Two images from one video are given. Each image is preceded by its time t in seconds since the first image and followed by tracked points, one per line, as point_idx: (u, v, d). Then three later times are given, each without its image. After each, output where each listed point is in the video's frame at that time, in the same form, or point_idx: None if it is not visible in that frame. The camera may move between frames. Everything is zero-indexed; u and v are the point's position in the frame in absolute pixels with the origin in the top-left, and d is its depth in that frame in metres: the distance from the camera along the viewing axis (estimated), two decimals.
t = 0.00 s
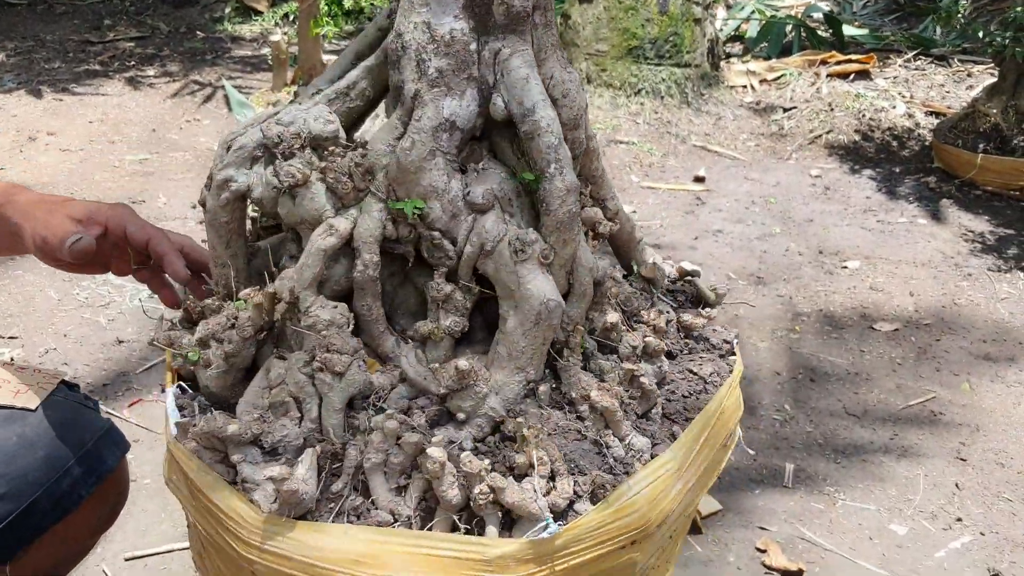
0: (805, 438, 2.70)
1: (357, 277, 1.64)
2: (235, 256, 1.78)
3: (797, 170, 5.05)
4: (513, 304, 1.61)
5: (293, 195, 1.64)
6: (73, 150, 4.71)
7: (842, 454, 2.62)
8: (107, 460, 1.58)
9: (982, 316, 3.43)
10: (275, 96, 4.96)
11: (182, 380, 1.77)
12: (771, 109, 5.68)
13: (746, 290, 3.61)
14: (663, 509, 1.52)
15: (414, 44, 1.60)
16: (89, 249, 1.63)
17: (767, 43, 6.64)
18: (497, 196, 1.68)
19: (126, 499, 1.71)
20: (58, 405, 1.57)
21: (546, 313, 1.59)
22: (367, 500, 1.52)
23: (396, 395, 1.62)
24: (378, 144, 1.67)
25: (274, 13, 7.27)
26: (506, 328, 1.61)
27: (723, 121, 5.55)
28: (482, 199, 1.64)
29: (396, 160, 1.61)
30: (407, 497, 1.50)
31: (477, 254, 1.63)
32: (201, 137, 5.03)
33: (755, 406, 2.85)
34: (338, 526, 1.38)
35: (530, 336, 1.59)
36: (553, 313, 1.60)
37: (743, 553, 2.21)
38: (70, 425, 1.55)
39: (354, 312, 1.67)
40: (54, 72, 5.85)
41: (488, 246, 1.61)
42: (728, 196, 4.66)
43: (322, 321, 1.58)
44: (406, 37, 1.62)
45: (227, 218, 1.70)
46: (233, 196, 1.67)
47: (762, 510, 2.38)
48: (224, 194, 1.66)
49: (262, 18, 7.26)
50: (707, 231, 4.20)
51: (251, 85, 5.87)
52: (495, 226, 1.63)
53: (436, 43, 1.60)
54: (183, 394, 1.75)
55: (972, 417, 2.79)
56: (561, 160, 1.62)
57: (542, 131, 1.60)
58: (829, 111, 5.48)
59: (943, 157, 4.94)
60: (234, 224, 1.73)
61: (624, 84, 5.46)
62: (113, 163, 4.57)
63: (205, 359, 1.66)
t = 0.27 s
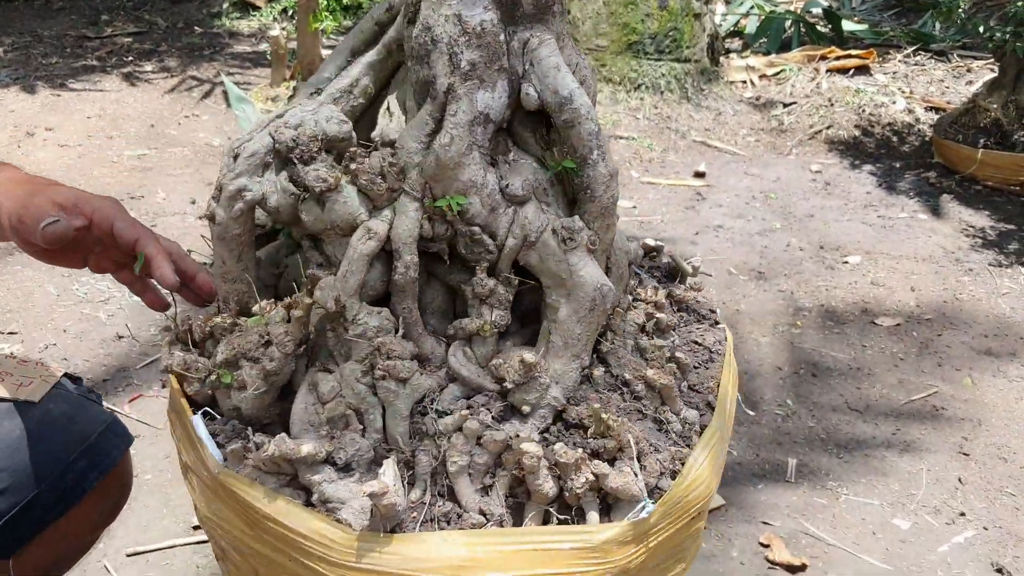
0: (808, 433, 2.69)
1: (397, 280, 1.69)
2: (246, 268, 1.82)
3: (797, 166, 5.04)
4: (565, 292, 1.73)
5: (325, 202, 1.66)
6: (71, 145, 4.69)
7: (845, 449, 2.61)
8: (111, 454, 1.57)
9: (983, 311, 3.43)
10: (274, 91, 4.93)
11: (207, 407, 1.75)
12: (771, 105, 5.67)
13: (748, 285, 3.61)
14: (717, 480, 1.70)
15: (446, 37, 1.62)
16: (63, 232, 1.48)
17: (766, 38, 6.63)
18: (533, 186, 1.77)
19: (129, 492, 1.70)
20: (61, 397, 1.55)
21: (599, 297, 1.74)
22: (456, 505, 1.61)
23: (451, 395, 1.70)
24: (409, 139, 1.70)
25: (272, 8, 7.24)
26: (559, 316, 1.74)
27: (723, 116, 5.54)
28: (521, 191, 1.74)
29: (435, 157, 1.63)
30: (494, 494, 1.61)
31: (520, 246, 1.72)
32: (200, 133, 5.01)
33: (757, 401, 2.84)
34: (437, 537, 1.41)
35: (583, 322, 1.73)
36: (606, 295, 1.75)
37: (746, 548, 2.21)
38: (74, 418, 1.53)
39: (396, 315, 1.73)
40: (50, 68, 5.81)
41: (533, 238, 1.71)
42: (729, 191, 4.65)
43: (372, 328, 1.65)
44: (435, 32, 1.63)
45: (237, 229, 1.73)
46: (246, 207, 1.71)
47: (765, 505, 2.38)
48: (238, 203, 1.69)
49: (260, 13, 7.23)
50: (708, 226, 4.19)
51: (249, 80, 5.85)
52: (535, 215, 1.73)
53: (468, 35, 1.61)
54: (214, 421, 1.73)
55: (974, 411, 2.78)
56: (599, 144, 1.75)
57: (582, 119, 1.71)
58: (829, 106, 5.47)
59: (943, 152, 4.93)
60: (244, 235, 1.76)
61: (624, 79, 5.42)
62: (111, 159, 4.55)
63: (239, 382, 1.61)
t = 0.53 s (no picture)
0: (811, 428, 2.70)
1: (452, 281, 1.67)
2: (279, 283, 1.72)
3: (797, 161, 5.05)
4: (617, 277, 1.77)
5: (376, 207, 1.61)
6: (72, 141, 4.67)
7: (848, 443, 2.62)
8: (122, 446, 1.57)
9: (985, 306, 3.44)
10: (275, 87, 4.91)
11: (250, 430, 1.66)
12: (771, 100, 5.67)
13: (750, 280, 3.61)
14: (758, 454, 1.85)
15: (488, 32, 1.62)
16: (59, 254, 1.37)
17: (766, 34, 6.63)
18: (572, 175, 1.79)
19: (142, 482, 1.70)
20: (73, 389, 1.53)
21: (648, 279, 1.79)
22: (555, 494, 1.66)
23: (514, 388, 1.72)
24: (448, 135, 1.68)
25: (271, 4, 7.23)
26: (612, 301, 1.77)
27: (723, 112, 5.54)
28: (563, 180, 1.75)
29: (484, 153, 1.62)
30: (587, 474, 1.68)
31: (566, 235, 1.74)
32: (200, 128, 5.00)
33: (761, 396, 2.85)
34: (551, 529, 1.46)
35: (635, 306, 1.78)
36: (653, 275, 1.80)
37: (751, 541, 2.21)
38: (86, 410, 1.52)
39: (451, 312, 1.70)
40: (49, 63, 5.80)
41: (580, 226, 1.75)
42: (730, 186, 4.65)
43: (440, 331, 1.62)
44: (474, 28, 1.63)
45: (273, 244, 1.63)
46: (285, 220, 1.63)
47: (768, 498, 2.38)
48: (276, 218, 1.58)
49: (259, 9, 7.22)
50: (709, 221, 4.19)
51: (248, 75, 5.84)
52: (579, 203, 1.76)
53: (507, 29, 1.62)
54: (274, 446, 1.64)
55: (976, 406, 2.79)
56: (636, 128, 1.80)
57: (620, 105, 1.76)
58: (829, 102, 5.47)
59: (943, 148, 4.94)
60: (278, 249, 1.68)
61: (625, 75, 5.41)
62: (112, 154, 4.54)
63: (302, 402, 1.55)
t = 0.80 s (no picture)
0: (809, 426, 2.71)
1: (498, 289, 1.72)
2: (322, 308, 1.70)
3: (794, 159, 5.06)
4: (647, 269, 1.84)
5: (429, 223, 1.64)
6: (70, 139, 4.67)
7: (846, 441, 2.63)
8: (127, 450, 1.58)
9: (981, 303, 3.45)
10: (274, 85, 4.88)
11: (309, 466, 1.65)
12: (768, 98, 5.67)
13: (748, 278, 3.62)
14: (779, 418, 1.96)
15: (519, 40, 1.64)
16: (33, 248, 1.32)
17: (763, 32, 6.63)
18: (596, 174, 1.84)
19: (145, 489, 1.71)
20: (77, 395, 1.56)
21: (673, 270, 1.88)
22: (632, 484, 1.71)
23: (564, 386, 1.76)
24: (485, 145, 1.70)
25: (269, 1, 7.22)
26: (644, 292, 1.85)
27: (720, 110, 5.55)
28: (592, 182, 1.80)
29: (523, 159, 1.67)
30: (656, 463, 1.75)
31: (597, 232, 1.81)
32: (199, 126, 5.00)
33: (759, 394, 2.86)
34: (643, 518, 1.53)
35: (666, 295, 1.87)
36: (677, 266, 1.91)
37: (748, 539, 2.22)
38: (91, 415, 1.54)
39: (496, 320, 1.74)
40: (46, 61, 5.78)
41: (610, 223, 1.81)
42: (728, 184, 4.66)
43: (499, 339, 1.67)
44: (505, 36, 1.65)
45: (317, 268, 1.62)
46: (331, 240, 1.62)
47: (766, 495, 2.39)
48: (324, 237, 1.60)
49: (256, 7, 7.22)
50: (707, 219, 4.20)
51: (246, 73, 5.83)
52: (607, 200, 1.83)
53: (536, 35, 1.65)
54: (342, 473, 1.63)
55: (973, 403, 2.81)
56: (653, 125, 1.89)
57: (639, 103, 1.85)
58: (826, 100, 5.48)
59: (940, 146, 4.95)
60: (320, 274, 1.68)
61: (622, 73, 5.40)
62: (111, 152, 4.53)
63: (372, 425, 1.56)
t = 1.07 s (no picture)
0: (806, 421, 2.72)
1: (541, 283, 1.70)
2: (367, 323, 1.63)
3: (792, 155, 5.07)
4: (664, 254, 1.89)
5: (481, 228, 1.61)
6: (68, 135, 4.67)
7: (843, 436, 2.65)
8: (131, 441, 1.64)
9: (978, 300, 3.47)
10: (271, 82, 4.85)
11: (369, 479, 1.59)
12: (765, 95, 5.69)
13: (745, 275, 3.63)
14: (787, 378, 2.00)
15: (544, 38, 1.64)
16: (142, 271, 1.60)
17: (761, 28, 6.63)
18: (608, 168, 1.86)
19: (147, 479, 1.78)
20: (81, 386, 1.61)
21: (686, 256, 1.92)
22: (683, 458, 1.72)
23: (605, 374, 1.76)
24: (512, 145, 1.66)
25: None
26: (661, 276, 1.89)
27: (718, 106, 5.56)
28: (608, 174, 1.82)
29: (554, 156, 1.67)
30: (704, 438, 1.76)
31: (616, 222, 1.84)
32: (197, 123, 5.00)
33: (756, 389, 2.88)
34: (710, 491, 1.53)
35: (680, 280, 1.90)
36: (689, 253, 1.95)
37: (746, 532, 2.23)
38: (95, 405, 1.60)
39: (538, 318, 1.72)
40: (43, 57, 5.77)
41: (627, 212, 1.86)
42: (725, 181, 4.68)
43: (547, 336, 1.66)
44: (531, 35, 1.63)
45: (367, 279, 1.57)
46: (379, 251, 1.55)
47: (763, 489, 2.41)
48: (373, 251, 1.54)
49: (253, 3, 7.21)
50: (704, 216, 4.21)
51: (244, 70, 5.82)
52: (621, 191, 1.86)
53: (557, 33, 1.67)
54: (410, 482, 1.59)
55: (969, 399, 2.83)
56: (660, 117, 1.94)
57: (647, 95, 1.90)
58: (823, 97, 5.49)
59: (936, 142, 4.97)
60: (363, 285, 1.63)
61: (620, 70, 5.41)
62: (109, 149, 4.53)
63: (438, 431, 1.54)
